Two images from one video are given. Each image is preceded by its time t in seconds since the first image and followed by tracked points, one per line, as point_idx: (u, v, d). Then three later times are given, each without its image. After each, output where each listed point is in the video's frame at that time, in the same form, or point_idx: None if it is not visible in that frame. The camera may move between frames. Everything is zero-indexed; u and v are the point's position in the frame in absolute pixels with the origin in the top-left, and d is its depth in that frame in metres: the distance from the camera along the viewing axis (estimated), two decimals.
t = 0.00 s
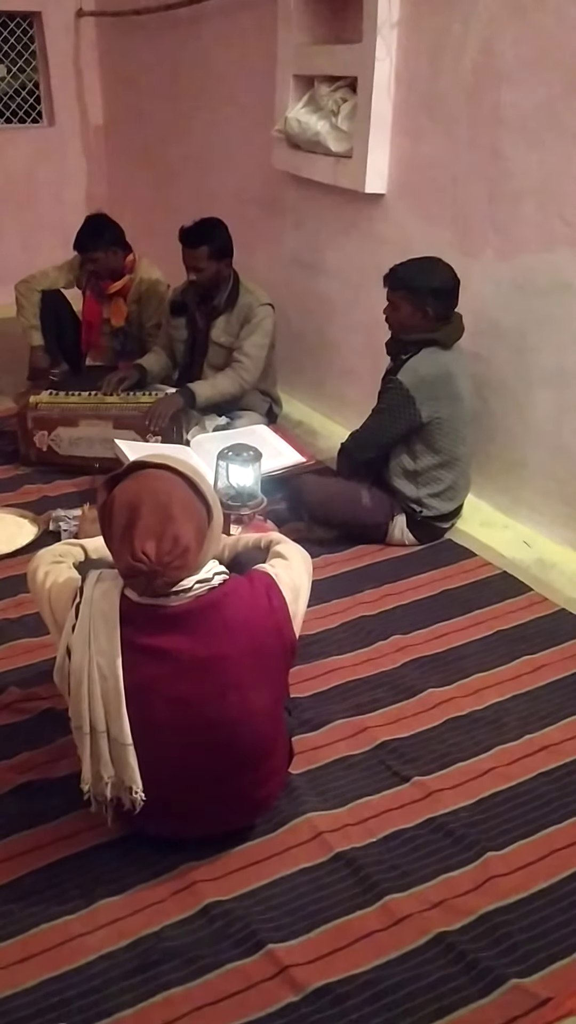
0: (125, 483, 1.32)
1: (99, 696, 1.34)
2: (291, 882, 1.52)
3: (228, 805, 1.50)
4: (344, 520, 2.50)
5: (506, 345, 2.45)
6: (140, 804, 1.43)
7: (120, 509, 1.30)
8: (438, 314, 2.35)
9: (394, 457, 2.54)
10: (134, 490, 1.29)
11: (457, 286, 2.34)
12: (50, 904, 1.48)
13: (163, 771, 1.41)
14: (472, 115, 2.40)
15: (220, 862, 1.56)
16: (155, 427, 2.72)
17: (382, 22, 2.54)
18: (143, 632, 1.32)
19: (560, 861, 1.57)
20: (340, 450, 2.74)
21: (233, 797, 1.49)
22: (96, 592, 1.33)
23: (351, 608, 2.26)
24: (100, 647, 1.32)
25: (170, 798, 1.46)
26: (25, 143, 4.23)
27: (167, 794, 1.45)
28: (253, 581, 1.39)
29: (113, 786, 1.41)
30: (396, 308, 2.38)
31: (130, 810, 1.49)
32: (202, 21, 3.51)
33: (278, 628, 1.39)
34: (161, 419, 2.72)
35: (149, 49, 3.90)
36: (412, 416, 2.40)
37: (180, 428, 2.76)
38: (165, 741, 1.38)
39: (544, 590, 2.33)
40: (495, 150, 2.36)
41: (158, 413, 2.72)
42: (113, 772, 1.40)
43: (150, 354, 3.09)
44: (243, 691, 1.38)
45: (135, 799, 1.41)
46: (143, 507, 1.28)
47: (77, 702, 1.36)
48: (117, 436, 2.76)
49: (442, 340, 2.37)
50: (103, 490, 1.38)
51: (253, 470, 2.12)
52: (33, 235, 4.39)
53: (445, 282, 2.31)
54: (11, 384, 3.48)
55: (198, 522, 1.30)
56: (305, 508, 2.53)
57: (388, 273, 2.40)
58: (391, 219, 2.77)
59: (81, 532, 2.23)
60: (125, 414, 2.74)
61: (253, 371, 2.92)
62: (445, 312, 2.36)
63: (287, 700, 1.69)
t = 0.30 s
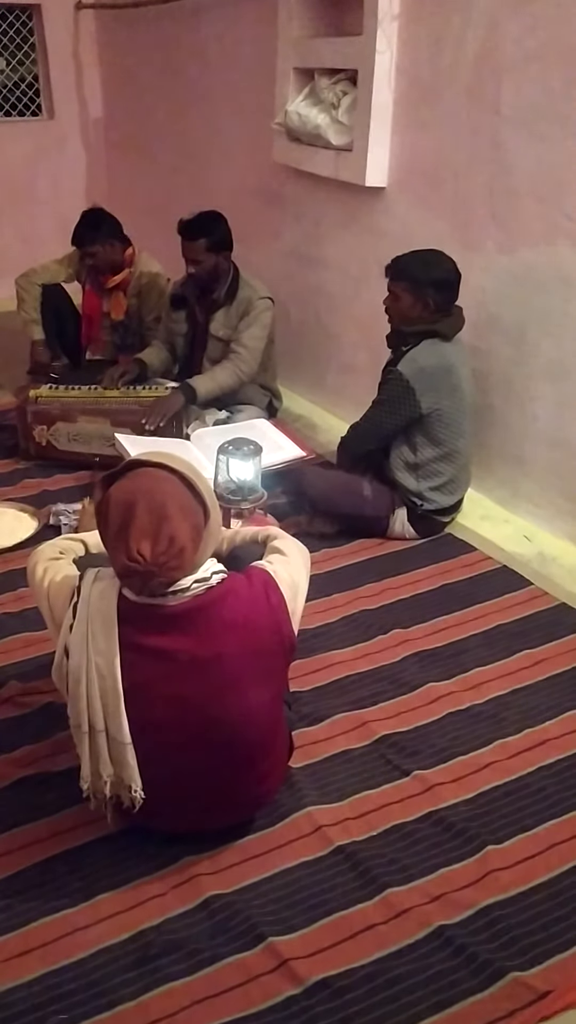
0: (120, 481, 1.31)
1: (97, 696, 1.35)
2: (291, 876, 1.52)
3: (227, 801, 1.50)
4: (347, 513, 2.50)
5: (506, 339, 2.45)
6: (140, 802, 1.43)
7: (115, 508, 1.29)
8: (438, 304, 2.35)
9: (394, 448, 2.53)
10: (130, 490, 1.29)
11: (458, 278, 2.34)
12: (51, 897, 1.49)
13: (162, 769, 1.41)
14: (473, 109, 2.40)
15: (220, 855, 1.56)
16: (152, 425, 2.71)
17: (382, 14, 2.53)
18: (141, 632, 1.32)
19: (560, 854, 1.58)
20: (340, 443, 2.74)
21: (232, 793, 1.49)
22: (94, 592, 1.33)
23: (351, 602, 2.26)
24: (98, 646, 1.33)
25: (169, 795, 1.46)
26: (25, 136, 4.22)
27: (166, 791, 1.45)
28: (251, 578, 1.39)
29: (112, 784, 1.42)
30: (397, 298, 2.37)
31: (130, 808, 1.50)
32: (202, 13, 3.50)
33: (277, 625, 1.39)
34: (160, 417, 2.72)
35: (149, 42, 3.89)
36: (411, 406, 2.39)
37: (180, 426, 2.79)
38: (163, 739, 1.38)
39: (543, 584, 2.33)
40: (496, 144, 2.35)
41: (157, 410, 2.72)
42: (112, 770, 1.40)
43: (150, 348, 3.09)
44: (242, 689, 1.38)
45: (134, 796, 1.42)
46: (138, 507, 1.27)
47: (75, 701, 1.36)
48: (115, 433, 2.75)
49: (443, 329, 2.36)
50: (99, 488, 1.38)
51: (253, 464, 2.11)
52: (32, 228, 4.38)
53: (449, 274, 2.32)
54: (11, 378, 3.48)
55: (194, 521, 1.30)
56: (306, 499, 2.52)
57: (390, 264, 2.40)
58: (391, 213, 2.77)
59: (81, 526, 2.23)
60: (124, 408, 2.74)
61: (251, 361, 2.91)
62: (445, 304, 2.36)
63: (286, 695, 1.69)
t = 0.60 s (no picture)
0: (121, 480, 1.31)
1: (98, 695, 1.35)
2: (291, 872, 1.52)
3: (227, 799, 1.50)
4: (346, 509, 2.52)
5: (506, 336, 2.45)
6: (141, 800, 1.43)
7: (115, 508, 1.29)
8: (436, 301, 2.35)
9: (394, 445, 2.54)
10: (130, 490, 1.28)
11: (456, 274, 2.34)
12: (52, 894, 1.49)
13: (163, 767, 1.41)
14: (473, 105, 2.39)
15: (220, 852, 1.56)
16: (155, 418, 2.73)
17: (383, 11, 2.52)
18: (142, 632, 1.32)
19: (561, 851, 1.58)
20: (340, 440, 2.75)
21: (233, 790, 1.49)
22: (93, 592, 1.33)
23: (351, 599, 2.26)
24: (99, 645, 1.33)
25: (169, 793, 1.46)
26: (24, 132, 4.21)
27: (166, 789, 1.45)
28: (251, 576, 1.39)
29: (113, 783, 1.42)
30: (396, 294, 2.37)
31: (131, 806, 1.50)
32: (202, 9, 3.49)
33: (277, 623, 1.39)
34: (162, 409, 2.73)
35: (148, 38, 3.88)
36: (410, 404, 2.40)
37: (179, 419, 2.77)
38: (164, 737, 1.38)
39: (543, 581, 2.33)
40: (496, 141, 2.35)
41: (159, 403, 2.73)
42: (113, 769, 1.40)
43: (150, 345, 3.09)
44: (243, 687, 1.38)
45: (135, 795, 1.42)
46: (139, 507, 1.27)
47: (76, 701, 1.36)
48: (116, 428, 2.75)
49: (441, 326, 2.36)
50: (99, 485, 1.38)
51: (253, 461, 2.11)
52: (32, 225, 4.38)
53: (447, 271, 2.31)
54: (10, 376, 3.48)
55: (195, 520, 1.29)
56: (307, 493, 2.54)
57: (388, 260, 2.39)
58: (392, 210, 2.76)
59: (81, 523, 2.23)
60: (125, 405, 2.74)
61: (254, 360, 2.91)
62: (443, 300, 2.35)
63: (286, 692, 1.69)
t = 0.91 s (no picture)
0: (122, 479, 1.31)
1: (99, 693, 1.35)
2: (291, 872, 1.53)
3: (228, 797, 1.50)
4: (345, 511, 2.50)
5: (506, 336, 2.45)
6: (141, 798, 1.43)
7: (116, 505, 1.29)
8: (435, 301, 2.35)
9: (393, 445, 2.54)
10: (131, 487, 1.29)
11: (455, 274, 2.34)
12: (52, 894, 1.49)
13: (163, 766, 1.42)
14: (473, 105, 2.39)
15: (220, 851, 1.56)
16: (155, 418, 2.72)
17: (383, 9, 2.52)
18: (143, 629, 1.32)
19: (560, 851, 1.58)
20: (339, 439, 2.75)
21: (233, 789, 1.49)
22: (94, 590, 1.33)
23: (351, 598, 2.27)
24: (100, 644, 1.33)
25: (169, 791, 1.46)
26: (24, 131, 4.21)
27: (167, 787, 1.46)
28: (252, 573, 1.40)
29: (114, 781, 1.42)
30: (394, 294, 2.36)
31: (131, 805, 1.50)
32: (203, 8, 3.49)
33: (278, 621, 1.39)
34: (161, 410, 2.72)
35: (149, 38, 3.88)
36: (410, 405, 2.40)
37: (180, 419, 2.77)
38: (165, 736, 1.38)
39: (543, 581, 2.33)
40: (497, 140, 2.35)
41: (158, 403, 2.73)
42: (114, 768, 1.40)
43: (150, 344, 3.09)
44: (245, 684, 1.38)
45: (136, 793, 1.42)
46: (140, 504, 1.27)
47: (77, 699, 1.36)
48: (116, 428, 2.75)
49: (440, 326, 2.36)
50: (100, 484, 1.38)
51: (253, 460, 2.11)
52: (32, 224, 4.38)
53: (445, 271, 2.31)
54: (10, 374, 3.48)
55: (196, 518, 1.30)
56: (304, 495, 2.53)
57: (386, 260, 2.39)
58: (392, 209, 2.76)
59: (81, 523, 2.23)
60: (124, 404, 2.73)
61: (250, 358, 2.91)
62: (442, 300, 2.35)
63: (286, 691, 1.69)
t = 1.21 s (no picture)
0: (122, 478, 1.32)
1: (99, 692, 1.35)
2: (290, 872, 1.53)
3: (227, 796, 1.50)
4: (346, 509, 2.51)
5: (507, 336, 2.45)
6: (141, 797, 1.43)
7: (116, 504, 1.29)
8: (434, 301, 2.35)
9: (393, 446, 2.54)
10: (131, 485, 1.29)
11: (454, 275, 2.34)
12: (51, 893, 1.49)
13: (163, 765, 1.42)
14: (474, 107, 2.39)
15: (219, 850, 1.56)
16: (153, 418, 2.72)
17: (384, 10, 2.52)
18: (143, 628, 1.32)
19: (559, 851, 1.58)
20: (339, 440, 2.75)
21: (233, 788, 1.50)
22: (94, 589, 1.34)
23: (351, 598, 2.27)
24: (100, 642, 1.33)
25: (169, 791, 1.46)
26: (25, 131, 4.21)
27: (166, 786, 1.46)
28: (252, 572, 1.40)
29: (113, 779, 1.42)
30: (393, 295, 2.37)
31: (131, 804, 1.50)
32: (203, 8, 3.49)
33: (278, 620, 1.39)
34: (161, 410, 2.72)
35: (150, 38, 3.88)
36: (409, 405, 2.40)
37: (180, 419, 2.77)
38: (166, 735, 1.38)
39: (543, 581, 2.33)
40: (497, 140, 2.35)
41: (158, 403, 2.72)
42: (114, 766, 1.40)
43: (149, 344, 3.09)
44: (245, 684, 1.38)
45: (136, 792, 1.42)
46: (140, 503, 1.28)
47: (77, 698, 1.36)
48: (115, 428, 2.75)
49: (439, 327, 2.36)
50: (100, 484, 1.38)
51: (253, 460, 2.11)
52: (32, 223, 4.38)
53: (446, 271, 2.31)
54: (10, 374, 3.48)
55: (196, 516, 1.30)
56: (306, 494, 2.52)
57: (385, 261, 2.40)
58: (392, 210, 2.76)
59: (81, 523, 2.23)
60: (124, 405, 2.73)
61: (249, 358, 2.92)
62: (441, 300, 2.35)
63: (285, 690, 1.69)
